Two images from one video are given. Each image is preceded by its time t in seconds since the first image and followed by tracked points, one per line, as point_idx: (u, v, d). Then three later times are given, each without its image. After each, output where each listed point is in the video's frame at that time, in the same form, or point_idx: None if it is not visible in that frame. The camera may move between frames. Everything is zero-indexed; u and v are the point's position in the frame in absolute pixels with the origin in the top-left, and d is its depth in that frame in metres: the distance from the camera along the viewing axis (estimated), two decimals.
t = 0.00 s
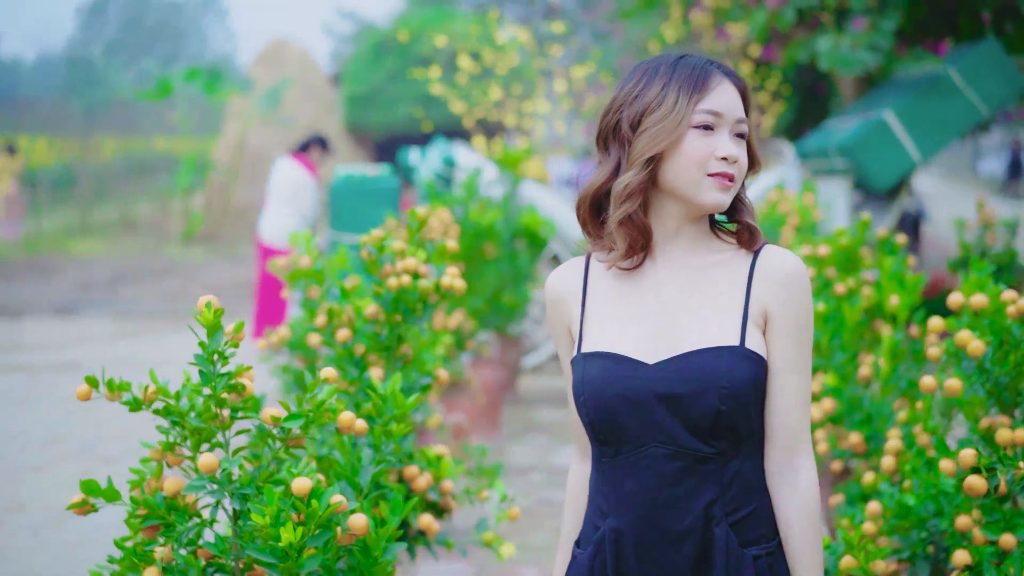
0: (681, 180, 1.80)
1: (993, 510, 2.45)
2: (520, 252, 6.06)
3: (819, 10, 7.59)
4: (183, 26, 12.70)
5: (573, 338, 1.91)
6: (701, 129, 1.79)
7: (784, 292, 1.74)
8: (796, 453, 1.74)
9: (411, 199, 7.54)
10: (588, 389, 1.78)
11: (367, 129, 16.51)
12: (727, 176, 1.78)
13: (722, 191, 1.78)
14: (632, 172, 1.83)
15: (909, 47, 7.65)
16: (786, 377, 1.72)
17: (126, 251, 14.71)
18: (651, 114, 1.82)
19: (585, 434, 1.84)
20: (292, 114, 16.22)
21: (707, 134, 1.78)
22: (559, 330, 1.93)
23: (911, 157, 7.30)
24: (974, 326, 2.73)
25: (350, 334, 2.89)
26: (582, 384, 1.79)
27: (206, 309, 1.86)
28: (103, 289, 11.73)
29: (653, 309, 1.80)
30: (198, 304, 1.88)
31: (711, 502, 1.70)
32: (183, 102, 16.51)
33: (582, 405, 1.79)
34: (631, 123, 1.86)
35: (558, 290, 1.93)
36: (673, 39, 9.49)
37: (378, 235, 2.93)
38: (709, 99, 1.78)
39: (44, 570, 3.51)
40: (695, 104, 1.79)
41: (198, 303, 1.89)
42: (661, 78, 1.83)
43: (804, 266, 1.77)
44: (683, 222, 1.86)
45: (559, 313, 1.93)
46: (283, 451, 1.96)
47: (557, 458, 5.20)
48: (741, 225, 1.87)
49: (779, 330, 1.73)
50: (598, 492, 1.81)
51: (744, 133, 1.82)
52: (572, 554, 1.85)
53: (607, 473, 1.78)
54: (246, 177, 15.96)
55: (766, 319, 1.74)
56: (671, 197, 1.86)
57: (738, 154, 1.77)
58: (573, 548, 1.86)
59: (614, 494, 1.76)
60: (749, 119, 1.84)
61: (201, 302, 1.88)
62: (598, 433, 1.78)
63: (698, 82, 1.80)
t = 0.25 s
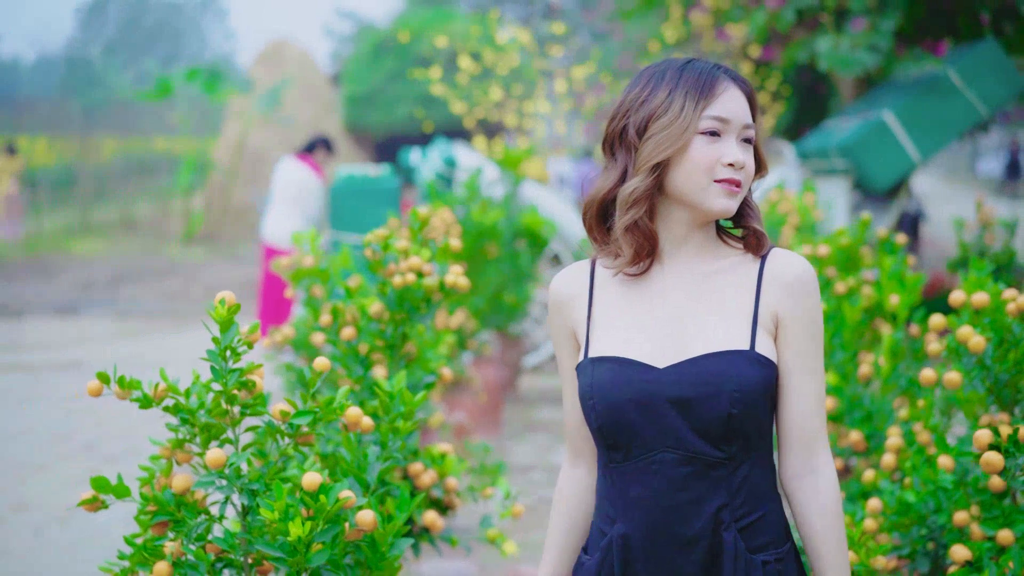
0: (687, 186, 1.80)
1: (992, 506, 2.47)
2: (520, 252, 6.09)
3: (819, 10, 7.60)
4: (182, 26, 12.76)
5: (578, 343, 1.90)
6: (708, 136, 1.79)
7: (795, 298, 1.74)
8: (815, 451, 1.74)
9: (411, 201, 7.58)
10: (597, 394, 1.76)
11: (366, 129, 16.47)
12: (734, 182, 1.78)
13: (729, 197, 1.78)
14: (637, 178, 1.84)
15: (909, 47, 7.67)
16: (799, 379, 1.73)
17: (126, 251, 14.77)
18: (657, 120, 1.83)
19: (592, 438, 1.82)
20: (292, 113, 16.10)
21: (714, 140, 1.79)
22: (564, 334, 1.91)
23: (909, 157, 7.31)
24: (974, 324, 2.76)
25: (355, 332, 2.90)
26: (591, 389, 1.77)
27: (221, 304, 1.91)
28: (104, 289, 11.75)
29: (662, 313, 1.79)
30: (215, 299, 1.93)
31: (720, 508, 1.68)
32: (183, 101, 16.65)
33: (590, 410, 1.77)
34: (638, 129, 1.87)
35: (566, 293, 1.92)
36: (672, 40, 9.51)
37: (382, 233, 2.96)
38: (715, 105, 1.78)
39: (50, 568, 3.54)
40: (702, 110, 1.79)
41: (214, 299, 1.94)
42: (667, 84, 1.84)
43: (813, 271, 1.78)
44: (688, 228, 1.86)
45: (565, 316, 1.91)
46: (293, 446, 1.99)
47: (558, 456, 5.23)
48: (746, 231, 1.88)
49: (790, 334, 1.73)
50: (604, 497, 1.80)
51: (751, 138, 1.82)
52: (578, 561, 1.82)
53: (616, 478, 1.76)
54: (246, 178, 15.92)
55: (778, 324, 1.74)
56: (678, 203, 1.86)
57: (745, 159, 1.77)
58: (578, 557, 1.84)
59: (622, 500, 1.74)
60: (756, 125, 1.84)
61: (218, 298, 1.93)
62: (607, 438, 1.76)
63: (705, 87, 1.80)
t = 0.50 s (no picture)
0: (694, 190, 1.80)
1: (992, 501, 2.49)
2: (521, 252, 6.12)
3: (819, 10, 7.62)
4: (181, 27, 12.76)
5: (584, 349, 1.87)
6: (714, 140, 1.79)
7: (806, 302, 1.76)
8: (826, 456, 1.76)
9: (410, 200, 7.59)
10: (607, 400, 1.75)
11: (366, 130, 16.64)
12: (740, 186, 1.78)
13: (735, 201, 1.79)
14: (644, 184, 1.85)
15: (908, 47, 7.69)
16: (808, 383, 1.75)
17: (126, 251, 14.79)
18: (663, 124, 1.84)
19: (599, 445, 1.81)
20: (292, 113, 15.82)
21: (720, 144, 1.79)
22: (566, 339, 1.89)
23: (909, 157, 7.34)
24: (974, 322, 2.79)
25: (359, 331, 2.94)
26: (602, 394, 1.76)
27: (227, 303, 1.93)
28: (106, 289, 11.75)
29: (673, 318, 1.79)
30: (220, 298, 1.95)
31: (732, 513, 1.69)
32: (183, 102, 16.61)
33: (600, 417, 1.76)
34: (644, 133, 1.88)
35: (572, 296, 1.90)
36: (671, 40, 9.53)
37: (386, 232, 3.00)
38: (721, 109, 1.79)
39: (55, 567, 3.55)
40: (708, 114, 1.80)
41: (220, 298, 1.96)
42: (673, 88, 1.85)
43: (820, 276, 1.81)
44: (695, 233, 1.87)
45: (569, 320, 1.89)
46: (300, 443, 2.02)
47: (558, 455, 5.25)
48: (756, 235, 1.89)
49: (799, 339, 1.75)
50: (611, 504, 1.80)
51: (757, 142, 1.83)
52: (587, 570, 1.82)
53: (626, 484, 1.76)
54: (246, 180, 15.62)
55: (787, 329, 1.76)
56: (685, 209, 1.86)
57: (752, 164, 1.78)
58: (583, 565, 1.83)
59: (632, 507, 1.74)
60: (762, 129, 1.85)
61: (224, 297, 1.95)
62: (617, 444, 1.75)
63: (711, 92, 1.81)
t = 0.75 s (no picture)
0: (699, 190, 1.81)
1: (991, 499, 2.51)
2: (521, 251, 6.15)
3: (818, 11, 7.62)
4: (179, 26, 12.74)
5: (590, 350, 1.85)
6: (718, 139, 1.80)
7: (815, 305, 1.79)
8: (829, 460, 1.78)
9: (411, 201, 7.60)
10: (624, 402, 1.72)
11: (365, 129, 16.55)
12: (746, 184, 1.79)
13: (742, 199, 1.79)
14: (649, 184, 1.85)
15: (907, 48, 7.70)
16: (815, 386, 1.76)
17: (126, 250, 14.79)
18: (667, 124, 1.84)
19: (608, 447, 1.78)
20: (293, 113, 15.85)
21: (725, 143, 1.80)
22: (571, 340, 1.86)
23: (908, 157, 7.35)
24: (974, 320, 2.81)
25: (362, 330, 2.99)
26: (618, 397, 1.73)
27: (228, 303, 1.94)
28: (106, 289, 11.75)
29: (687, 320, 1.79)
30: (220, 298, 1.95)
31: (748, 514, 1.70)
32: (182, 102, 16.59)
33: (616, 420, 1.73)
34: (648, 133, 1.88)
35: (578, 296, 1.87)
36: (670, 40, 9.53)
37: (390, 232, 3.01)
38: (725, 108, 1.80)
39: (58, 567, 3.56)
40: (712, 113, 1.80)
41: (220, 297, 1.96)
42: (677, 88, 1.86)
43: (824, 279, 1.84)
44: (701, 232, 1.87)
45: (574, 321, 1.86)
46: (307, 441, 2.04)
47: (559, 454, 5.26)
48: (764, 240, 1.91)
49: (806, 343, 1.77)
50: (622, 508, 1.78)
51: (762, 140, 1.84)
52: None
53: (640, 487, 1.74)
54: (245, 179, 15.65)
55: (795, 330, 1.78)
56: (691, 208, 1.87)
57: (756, 162, 1.79)
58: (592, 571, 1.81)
59: (646, 509, 1.73)
60: (767, 126, 1.86)
61: (223, 297, 1.95)
62: (632, 447, 1.73)
63: (715, 91, 1.82)
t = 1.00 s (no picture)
0: (706, 185, 1.81)
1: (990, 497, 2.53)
2: (520, 251, 6.17)
3: (816, 11, 7.63)
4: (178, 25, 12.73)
5: (600, 343, 1.82)
6: (723, 133, 1.80)
7: (818, 305, 1.86)
8: (833, 459, 1.83)
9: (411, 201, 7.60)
10: (651, 398, 1.69)
11: (364, 129, 16.48)
12: (752, 177, 1.79)
13: (749, 193, 1.80)
14: (654, 179, 1.85)
15: (905, 48, 7.71)
16: (822, 386, 1.82)
17: (125, 250, 14.79)
18: (671, 119, 1.84)
19: (623, 446, 1.75)
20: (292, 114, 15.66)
21: (729, 137, 1.80)
22: (581, 334, 1.83)
23: (908, 157, 7.38)
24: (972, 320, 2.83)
25: (365, 329, 3.01)
26: (645, 391, 1.69)
27: (231, 304, 1.95)
28: (106, 290, 11.74)
29: (704, 317, 1.79)
30: (221, 300, 1.97)
31: (767, 511, 1.71)
32: (181, 102, 16.57)
33: (642, 416, 1.69)
34: (652, 128, 1.88)
35: (592, 289, 1.83)
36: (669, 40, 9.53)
37: (393, 232, 3.04)
38: (729, 102, 1.80)
39: (61, 567, 3.58)
40: (717, 107, 1.80)
41: (222, 298, 1.98)
42: (681, 83, 1.85)
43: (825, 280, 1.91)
44: (709, 226, 1.87)
45: (586, 313, 1.83)
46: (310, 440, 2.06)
47: (558, 453, 5.28)
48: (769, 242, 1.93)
49: (815, 340, 1.84)
50: (637, 505, 1.76)
51: (767, 133, 1.84)
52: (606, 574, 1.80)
53: (660, 486, 1.72)
54: (245, 179, 15.66)
55: (805, 330, 1.84)
56: (697, 204, 1.87)
57: (762, 155, 1.79)
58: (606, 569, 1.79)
59: (665, 507, 1.72)
60: (772, 118, 1.86)
61: (224, 298, 1.97)
62: (657, 444, 1.70)
63: (719, 84, 1.82)
